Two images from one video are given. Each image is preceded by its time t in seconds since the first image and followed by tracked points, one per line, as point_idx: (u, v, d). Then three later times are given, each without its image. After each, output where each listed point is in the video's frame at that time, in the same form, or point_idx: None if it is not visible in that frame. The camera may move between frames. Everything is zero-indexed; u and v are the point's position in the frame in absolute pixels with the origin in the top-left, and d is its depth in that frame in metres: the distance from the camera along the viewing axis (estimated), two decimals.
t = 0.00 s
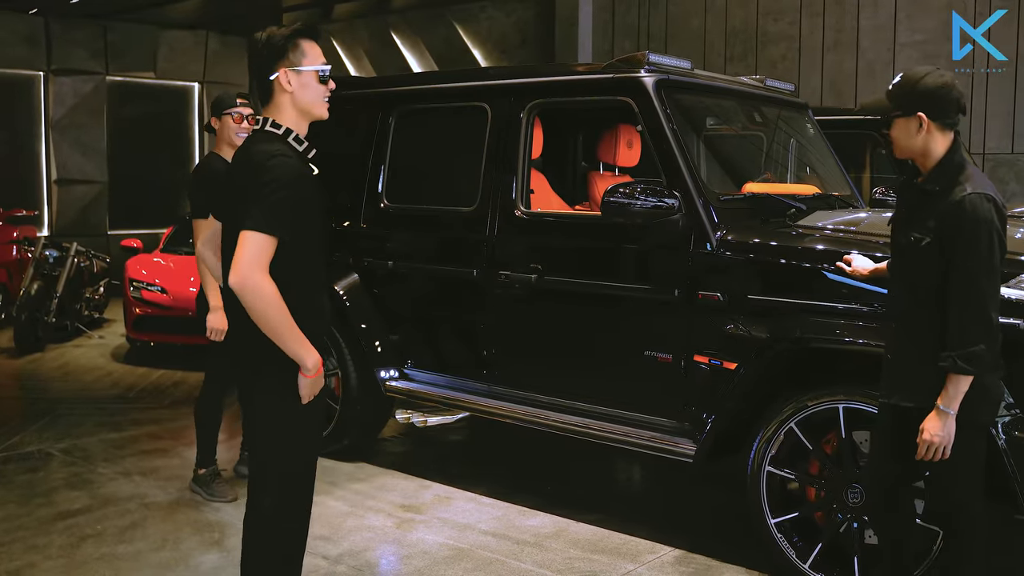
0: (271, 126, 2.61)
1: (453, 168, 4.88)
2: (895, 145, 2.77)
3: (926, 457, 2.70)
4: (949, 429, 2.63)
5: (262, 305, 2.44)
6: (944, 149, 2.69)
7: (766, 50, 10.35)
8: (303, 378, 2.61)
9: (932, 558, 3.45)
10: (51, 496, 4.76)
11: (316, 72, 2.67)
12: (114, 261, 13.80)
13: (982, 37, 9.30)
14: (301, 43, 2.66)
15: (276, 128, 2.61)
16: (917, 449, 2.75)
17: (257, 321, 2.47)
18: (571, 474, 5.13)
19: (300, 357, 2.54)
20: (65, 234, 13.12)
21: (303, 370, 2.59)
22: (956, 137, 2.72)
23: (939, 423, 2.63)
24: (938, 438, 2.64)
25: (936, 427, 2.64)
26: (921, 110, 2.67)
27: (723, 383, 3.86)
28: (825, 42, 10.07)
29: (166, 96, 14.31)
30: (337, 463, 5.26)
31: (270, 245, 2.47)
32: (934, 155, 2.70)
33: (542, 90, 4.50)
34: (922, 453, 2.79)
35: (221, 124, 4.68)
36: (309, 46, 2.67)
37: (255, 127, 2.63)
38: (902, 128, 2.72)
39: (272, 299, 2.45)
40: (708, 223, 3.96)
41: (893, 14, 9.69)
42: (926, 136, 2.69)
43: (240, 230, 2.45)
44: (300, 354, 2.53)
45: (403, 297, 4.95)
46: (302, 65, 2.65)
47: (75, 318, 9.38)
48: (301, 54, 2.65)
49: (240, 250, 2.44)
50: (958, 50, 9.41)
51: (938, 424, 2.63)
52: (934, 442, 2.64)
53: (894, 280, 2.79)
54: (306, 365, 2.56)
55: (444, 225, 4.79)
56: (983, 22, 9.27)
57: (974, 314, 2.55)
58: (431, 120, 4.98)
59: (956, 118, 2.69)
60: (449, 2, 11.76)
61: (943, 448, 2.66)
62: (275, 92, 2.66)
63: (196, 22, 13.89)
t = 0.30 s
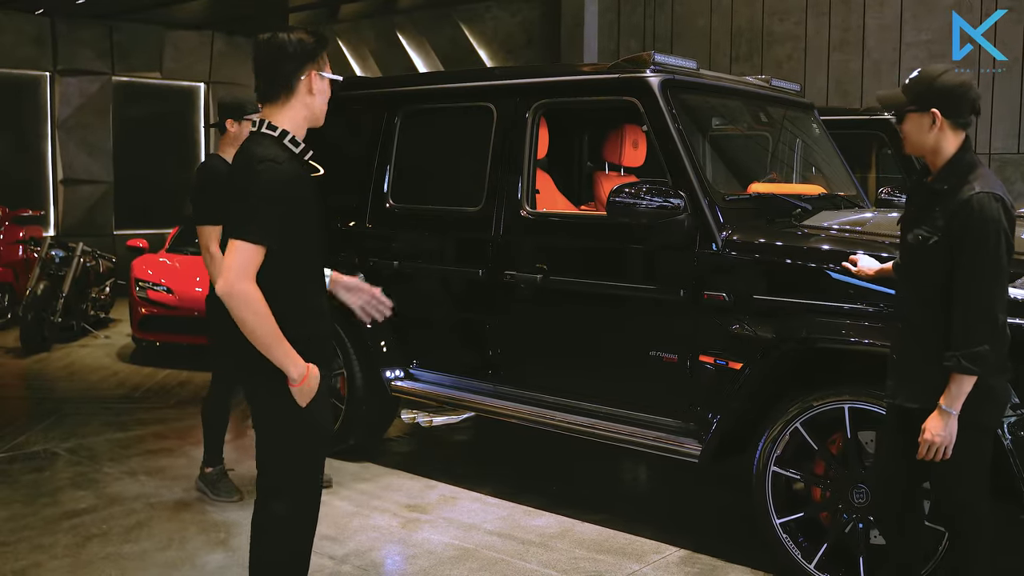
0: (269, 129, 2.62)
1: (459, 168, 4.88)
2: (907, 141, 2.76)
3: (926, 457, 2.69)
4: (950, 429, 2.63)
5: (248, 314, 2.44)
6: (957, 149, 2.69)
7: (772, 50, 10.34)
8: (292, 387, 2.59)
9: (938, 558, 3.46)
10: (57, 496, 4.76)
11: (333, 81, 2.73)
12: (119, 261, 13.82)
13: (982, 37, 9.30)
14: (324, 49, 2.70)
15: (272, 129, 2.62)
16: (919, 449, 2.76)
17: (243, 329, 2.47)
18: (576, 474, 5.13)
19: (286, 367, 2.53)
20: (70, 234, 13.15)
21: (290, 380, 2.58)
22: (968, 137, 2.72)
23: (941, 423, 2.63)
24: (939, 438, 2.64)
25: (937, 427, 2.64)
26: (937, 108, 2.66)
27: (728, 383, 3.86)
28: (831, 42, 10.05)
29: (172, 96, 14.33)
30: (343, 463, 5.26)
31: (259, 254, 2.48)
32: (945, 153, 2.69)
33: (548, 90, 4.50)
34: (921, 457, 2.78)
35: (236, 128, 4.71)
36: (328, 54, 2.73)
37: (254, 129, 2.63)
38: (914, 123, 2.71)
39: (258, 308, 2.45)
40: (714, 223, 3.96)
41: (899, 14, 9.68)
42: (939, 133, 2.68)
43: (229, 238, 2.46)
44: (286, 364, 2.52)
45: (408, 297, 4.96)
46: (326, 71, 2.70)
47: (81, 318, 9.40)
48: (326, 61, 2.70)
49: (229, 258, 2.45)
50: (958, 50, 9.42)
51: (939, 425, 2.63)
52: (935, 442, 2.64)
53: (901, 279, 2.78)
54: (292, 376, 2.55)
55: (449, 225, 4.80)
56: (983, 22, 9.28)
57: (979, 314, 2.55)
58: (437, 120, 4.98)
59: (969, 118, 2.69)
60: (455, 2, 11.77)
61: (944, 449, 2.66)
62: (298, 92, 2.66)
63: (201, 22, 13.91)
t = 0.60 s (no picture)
0: (283, 130, 2.61)
1: (460, 167, 4.88)
2: (913, 141, 2.75)
3: (927, 457, 2.70)
4: (950, 430, 2.63)
5: (295, 319, 2.52)
6: (960, 149, 2.69)
7: (773, 50, 10.35)
8: (315, 389, 2.68)
9: (937, 558, 3.46)
10: (57, 496, 4.76)
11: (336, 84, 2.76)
12: (120, 261, 13.81)
13: (980, 37, 9.30)
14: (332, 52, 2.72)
15: (287, 131, 2.61)
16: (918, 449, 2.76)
17: (284, 333, 2.54)
18: (577, 474, 5.13)
19: (315, 371, 2.63)
20: (71, 234, 13.15)
21: (313, 383, 2.67)
22: (970, 138, 2.72)
23: (941, 423, 2.63)
24: (939, 439, 2.64)
25: (938, 427, 2.63)
26: (942, 106, 2.66)
27: (729, 383, 3.86)
28: (831, 42, 10.06)
29: (173, 96, 14.33)
30: (343, 463, 5.26)
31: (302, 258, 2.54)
32: (948, 152, 2.69)
33: (549, 90, 4.50)
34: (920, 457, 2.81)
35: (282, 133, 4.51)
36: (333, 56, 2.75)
37: (266, 128, 2.61)
38: (919, 122, 2.71)
39: (303, 314, 2.53)
40: (714, 223, 3.96)
41: (899, 14, 9.68)
42: (943, 133, 2.68)
43: (272, 243, 2.50)
44: (316, 368, 2.62)
45: (409, 297, 4.96)
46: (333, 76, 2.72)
47: (81, 318, 9.41)
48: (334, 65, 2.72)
49: (275, 263, 2.49)
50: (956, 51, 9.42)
51: (940, 425, 2.63)
52: (935, 442, 2.64)
53: (901, 279, 2.79)
54: (318, 379, 2.65)
55: (450, 225, 4.80)
56: (979, 23, 9.29)
57: (979, 314, 2.55)
58: (439, 120, 4.98)
59: (972, 118, 2.69)
60: (455, 2, 11.77)
61: (944, 449, 2.66)
62: (311, 94, 2.66)
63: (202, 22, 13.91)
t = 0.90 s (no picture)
0: (268, 129, 2.60)
1: (446, 167, 4.88)
2: (894, 143, 2.78)
3: (913, 457, 2.70)
4: (935, 429, 2.64)
5: (295, 320, 2.53)
6: (942, 150, 2.70)
7: (759, 51, 10.42)
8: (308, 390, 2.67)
9: (922, 556, 3.48)
10: (42, 497, 4.74)
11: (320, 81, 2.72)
12: (105, 261, 13.73)
13: (982, 37, 9.30)
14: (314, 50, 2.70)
15: (272, 131, 2.60)
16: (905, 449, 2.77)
17: (283, 334, 2.54)
18: (563, 475, 5.13)
19: (311, 374, 2.62)
20: (55, 234, 13.07)
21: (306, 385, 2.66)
22: (952, 139, 2.73)
23: (926, 423, 2.64)
24: (923, 438, 2.65)
25: (923, 427, 2.64)
26: (921, 108, 2.67)
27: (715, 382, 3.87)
28: (817, 42, 10.12)
29: (158, 96, 14.27)
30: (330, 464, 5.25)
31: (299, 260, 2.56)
32: (929, 153, 2.71)
33: (536, 91, 4.51)
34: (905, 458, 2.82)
35: (322, 128, 4.45)
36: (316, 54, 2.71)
37: (250, 129, 2.60)
38: (898, 124, 2.73)
39: (303, 315, 2.54)
40: (700, 223, 3.97)
41: (884, 16, 9.75)
42: (923, 134, 2.70)
43: (269, 245, 2.50)
44: (310, 371, 2.61)
45: (395, 297, 4.95)
46: (314, 73, 2.69)
47: (66, 319, 9.35)
48: (315, 63, 2.69)
49: (275, 264, 2.50)
50: (959, 50, 9.41)
51: (924, 425, 2.64)
52: (920, 442, 2.65)
53: (886, 280, 2.80)
54: (313, 383, 2.65)
55: (437, 226, 4.80)
56: (985, 22, 9.27)
57: (962, 314, 2.57)
58: (426, 120, 4.98)
59: (953, 118, 2.70)
60: (442, 2, 11.76)
61: (928, 449, 2.67)
62: (287, 94, 2.64)
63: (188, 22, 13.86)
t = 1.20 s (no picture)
0: (244, 127, 2.58)
1: (421, 167, 4.87)
2: (860, 144, 2.80)
3: (883, 453, 2.73)
4: (903, 426, 2.67)
5: (271, 318, 2.52)
6: (908, 150, 2.73)
7: (732, 50, 10.60)
8: (284, 390, 2.65)
9: (896, 553, 3.50)
10: (13, 500, 4.69)
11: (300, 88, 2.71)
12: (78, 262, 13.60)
13: (984, 37, 9.38)
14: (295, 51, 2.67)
15: (248, 129, 2.58)
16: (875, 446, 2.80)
17: (259, 333, 2.53)
18: (540, 474, 5.13)
19: (285, 374, 2.60)
20: (27, 235, 12.93)
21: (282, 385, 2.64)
22: (917, 138, 2.76)
23: (894, 420, 2.67)
24: (892, 435, 2.68)
25: (892, 424, 2.67)
26: (886, 109, 2.69)
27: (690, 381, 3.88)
28: (791, 43, 10.29)
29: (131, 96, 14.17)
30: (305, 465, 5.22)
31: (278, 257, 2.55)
32: (896, 154, 2.73)
33: (510, 90, 4.50)
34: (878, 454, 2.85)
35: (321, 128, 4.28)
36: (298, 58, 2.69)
37: (225, 126, 2.57)
38: (865, 126, 2.74)
39: (279, 314, 2.53)
40: (674, 223, 3.98)
41: (857, 16, 9.93)
42: (889, 135, 2.72)
43: (248, 242, 2.49)
44: (285, 370, 2.60)
45: (371, 297, 4.93)
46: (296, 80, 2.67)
47: (37, 320, 9.26)
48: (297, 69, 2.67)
49: (252, 261, 2.48)
50: (960, 49, 9.49)
51: (893, 422, 2.67)
52: (889, 438, 2.68)
53: (857, 279, 2.83)
54: (287, 384, 2.63)
55: (412, 226, 4.78)
56: (984, 22, 9.35)
57: (929, 312, 2.59)
58: (400, 120, 4.96)
59: (919, 119, 2.72)
60: (416, 2, 11.77)
61: (897, 445, 2.70)
62: (267, 99, 2.62)
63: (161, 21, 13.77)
